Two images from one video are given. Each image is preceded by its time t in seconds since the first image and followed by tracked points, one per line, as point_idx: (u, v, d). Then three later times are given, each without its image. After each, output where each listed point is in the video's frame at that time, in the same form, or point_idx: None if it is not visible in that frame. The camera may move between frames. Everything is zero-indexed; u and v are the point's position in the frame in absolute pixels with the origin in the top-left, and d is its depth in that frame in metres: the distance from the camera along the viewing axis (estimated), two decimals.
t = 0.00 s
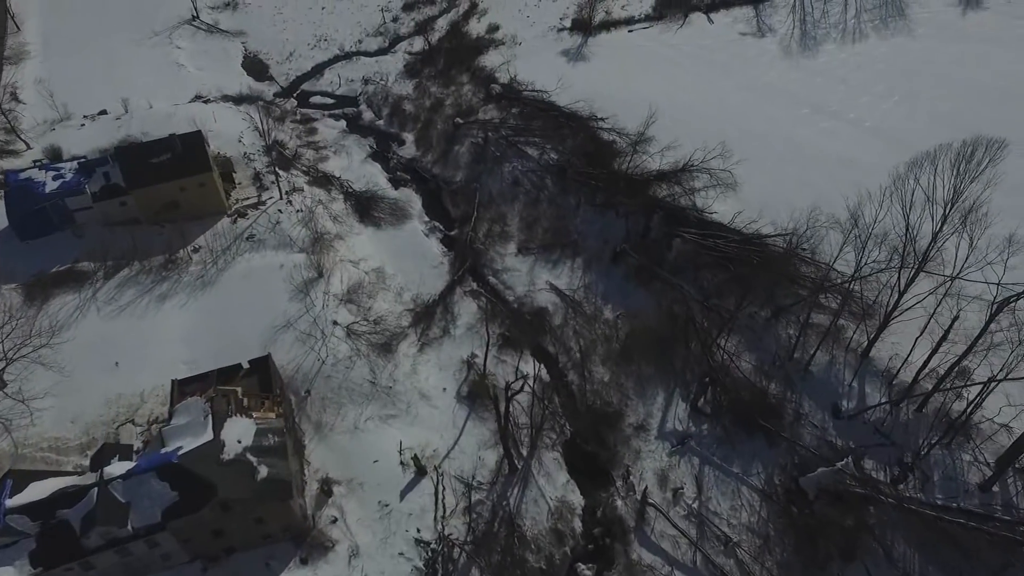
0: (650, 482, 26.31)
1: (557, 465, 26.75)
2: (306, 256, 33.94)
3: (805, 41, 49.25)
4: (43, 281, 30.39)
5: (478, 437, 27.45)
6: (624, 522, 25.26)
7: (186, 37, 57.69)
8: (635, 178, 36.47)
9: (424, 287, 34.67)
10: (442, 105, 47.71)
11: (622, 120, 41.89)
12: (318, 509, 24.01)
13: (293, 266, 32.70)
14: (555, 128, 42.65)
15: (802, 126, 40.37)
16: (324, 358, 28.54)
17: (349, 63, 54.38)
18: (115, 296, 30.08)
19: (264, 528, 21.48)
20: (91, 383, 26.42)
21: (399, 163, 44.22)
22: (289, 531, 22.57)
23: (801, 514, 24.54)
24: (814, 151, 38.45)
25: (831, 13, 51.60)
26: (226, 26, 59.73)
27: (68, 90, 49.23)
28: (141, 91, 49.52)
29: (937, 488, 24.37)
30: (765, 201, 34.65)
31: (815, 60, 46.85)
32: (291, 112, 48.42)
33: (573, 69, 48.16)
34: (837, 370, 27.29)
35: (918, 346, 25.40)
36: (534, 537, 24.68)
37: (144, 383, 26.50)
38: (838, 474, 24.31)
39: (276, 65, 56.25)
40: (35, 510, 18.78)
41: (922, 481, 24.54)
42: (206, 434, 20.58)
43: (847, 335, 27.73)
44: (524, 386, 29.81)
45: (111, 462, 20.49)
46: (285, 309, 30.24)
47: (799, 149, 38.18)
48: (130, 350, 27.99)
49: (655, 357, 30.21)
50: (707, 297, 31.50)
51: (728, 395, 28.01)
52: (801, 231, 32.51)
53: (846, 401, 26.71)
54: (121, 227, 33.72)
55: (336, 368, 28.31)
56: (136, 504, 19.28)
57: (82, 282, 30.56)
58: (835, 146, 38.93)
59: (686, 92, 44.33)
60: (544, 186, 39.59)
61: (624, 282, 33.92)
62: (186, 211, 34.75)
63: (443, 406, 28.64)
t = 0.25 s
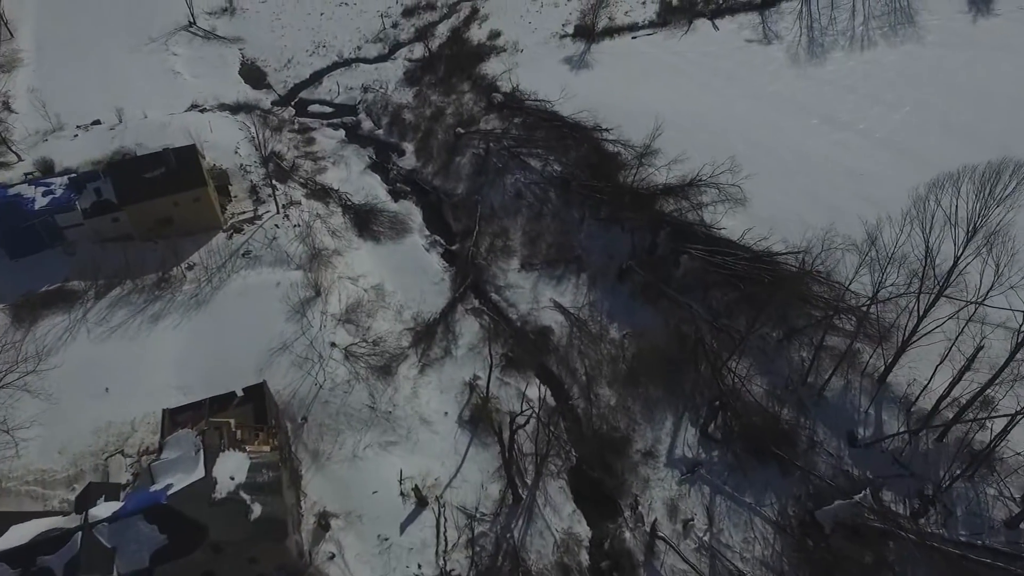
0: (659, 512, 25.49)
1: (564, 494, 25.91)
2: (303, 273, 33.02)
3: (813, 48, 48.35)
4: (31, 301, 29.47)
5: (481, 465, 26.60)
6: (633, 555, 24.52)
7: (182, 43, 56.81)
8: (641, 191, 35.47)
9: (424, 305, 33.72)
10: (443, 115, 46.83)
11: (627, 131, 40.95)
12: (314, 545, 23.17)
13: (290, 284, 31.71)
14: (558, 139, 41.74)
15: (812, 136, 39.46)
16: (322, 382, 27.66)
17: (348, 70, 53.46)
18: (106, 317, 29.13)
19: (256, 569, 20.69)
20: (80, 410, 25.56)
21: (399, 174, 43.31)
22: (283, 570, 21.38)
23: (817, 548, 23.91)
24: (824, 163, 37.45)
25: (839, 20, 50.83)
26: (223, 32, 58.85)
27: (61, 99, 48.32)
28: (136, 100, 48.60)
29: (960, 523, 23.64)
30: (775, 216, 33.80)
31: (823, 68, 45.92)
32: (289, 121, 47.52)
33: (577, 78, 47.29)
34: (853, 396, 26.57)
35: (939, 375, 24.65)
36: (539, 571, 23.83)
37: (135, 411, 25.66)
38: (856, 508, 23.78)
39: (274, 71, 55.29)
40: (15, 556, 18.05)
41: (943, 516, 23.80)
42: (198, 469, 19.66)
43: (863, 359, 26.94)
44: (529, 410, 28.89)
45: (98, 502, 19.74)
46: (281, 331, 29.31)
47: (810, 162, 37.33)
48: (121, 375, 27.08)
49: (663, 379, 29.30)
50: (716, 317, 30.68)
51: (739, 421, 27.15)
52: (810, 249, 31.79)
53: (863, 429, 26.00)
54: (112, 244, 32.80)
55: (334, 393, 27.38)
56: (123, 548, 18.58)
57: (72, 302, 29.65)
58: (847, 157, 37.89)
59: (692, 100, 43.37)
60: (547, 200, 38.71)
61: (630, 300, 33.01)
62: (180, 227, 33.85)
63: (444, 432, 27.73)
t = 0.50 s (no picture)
0: (670, 546, 24.65)
1: (570, 526, 25.08)
2: (300, 291, 32.07)
3: (822, 56, 47.46)
4: (19, 323, 28.53)
5: (485, 495, 25.72)
6: None
7: (178, 50, 55.84)
8: (648, 206, 34.51)
9: (425, 323, 32.78)
10: (444, 124, 45.95)
11: (632, 141, 39.93)
12: None
13: (287, 304, 30.78)
14: (562, 151, 40.81)
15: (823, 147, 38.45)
16: (320, 408, 26.79)
17: (348, 77, 52.56)
18: (97, 340, 28.23)
19: None
20: (68, 440, 24.71)
21: (399, 186, 42.38)
22: None
23: None
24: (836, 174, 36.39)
25: (847, 26, 50.15)
26: (221, 39, 57.98)
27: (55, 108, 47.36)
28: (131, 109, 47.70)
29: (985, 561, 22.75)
30: (786, 234, 32.93)
31: (831, 77, 44.95)
32: (287, 131, 46.61)
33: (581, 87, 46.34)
34: (871, 424, 25.72)
35: (963, 406, 23.77)
36: None
37: (125, 440, 24.80)
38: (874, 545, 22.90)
39: (272, 79, 54.36)
40: None
41: (968, 554, 22.93)
42: (188, 510, 18.87)
43: (881, 386, 26.10)
44: (533, 436, 27.96)
45: (81, 549, 18.81)
46: (278, 354, 28.39)
47: (821, 174, 36.33)
48: (112, 401, 26.20)
49: (672, 404, 28.38)
50: (726, 338, 29.75)
51: (752, 448, 26.18)
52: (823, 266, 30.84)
53: (881, 459, 25.19)
54: (104, 262, 31.87)
55: (332, 421, 26.51)
56: None
57: (61, 324, 28.73)
58: (858, 169, 36.83)
59: (698, 109, 42.33)
60: (551, 214, 37.80)
61: (637, 319, 32.08)
62: (174, 243, 32.89)
63: (446, 459, 26.79)
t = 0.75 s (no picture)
0: None
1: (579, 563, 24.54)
2: (298, 311, 31.16)
3: (830, 64, 46.52)
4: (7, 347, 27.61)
5: (489, 529, 25.00)
6: None
7: (175, 57, 54.94)
8: (655, 222, 33.58)
9: (426, 344, 31.86)
10: (445, 135, 45.04)
11: (639, 154, 39.10)
12: None
13: (284, 324, 29.78)
14: (566, 163, 39.92)
15: (835, 162, 37.72)
16: (318, 436, 25.90)
17: (347, 85, 51.62)
18: (87, 365, 27.32)
19: None
20: (59, 474, 24.05)
21: (399, 198, 41.47)
22: None
23: None
24: (848, 191, 35.88)
25: (856, 33, 49.28)
26: (218, 45, 57.06)
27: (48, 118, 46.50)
28: (126, 120, 46.80)
29: None
30: (799, 252, 32.11)
31: (841, 86, 44.02)
32: (285, 141, 45.71)
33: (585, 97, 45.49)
34: (891, 455, 25.28)
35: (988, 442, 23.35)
36: None
37: (117, 473, 24.21)
38: None
39: (270, 87, 53.39)
40: None
41: None
42: (178, 559, 18.22)
43: (900, 415, 25.68)
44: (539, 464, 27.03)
45: None
46: (274, 379, 27.45)
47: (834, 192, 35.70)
48: (102, 430, 25.42)
49: (682, 430, 27.43)
50: (738, 361, 28.89)
51: (766, 480, 25.47)
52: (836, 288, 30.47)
53: (901, 492, 24.74)
54: (96, 281, 30.91)
55: (330, 450, 25.63)
56: None
57: (50, 348, 27.78)
58: (871, 184, 36.26)
59: (706, 122, 41.63)
60: (556, 229, 36.89)
61: (644, 339, 31.15)
62: (168, 261, 31.94)
63: (448, 489, 25.91)
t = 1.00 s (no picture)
0: None
1: None
2: (297, 332, 30.26)
3: (841, 72, 45.52)
4: None
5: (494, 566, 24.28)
6: None
7: (172, 63, 54.00)
8: (664, 238, 32.52)
9: (427, 365, 30.88)
10: (446, 145, 44.08)
11: (646, 167, 38.14)
12: None
13: (279, 347, 28.70)
14: (570, 176, 39.00)
15: (848, 175, 36.66)
16: (315, 465, 25.04)
17: (346, 93, 50.66)
18: (76, 391, 26.27)
19: None
20: (45, 510, 23.16)
21: (400, 211, 40.49)
22: None
23: None
24: (861, 207, 34.91)
25: (866, 41, 48.33)
26: (216, 51, 56.11)
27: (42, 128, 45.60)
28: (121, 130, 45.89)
29: None
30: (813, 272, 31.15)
31: (852, 96, 42.97)
32: (283, 152, 44.76)
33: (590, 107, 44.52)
34: (914, 490, 24.59)
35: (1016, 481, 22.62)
36: None
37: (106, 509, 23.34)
38: None
39: (268, 95, 52.45)
40: None
41: None
42: None
43: (924, 446, 25.06)
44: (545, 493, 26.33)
45: None
46: (270, 406, 26.46)
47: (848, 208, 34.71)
48: (91, 462, 24.47)
49: (693, 458, 26.76)
50: (750, 386, 28.17)
51: (782, 514, 24.72)
52: (851, 311, 29.59)
53: (923, 529, 24.06)
54: (86, 301, 29.96)
55: (327, 481, 24.77)
56: None
57: (37, 373, 26.80)
58: (886, 198, 35.23)
59: (714, 133, 40.62)
60: (560, 244, 35.92)
61: (653, 361, 30.24)
62: (162, 280, 30.95)
63: (450, 522, 25.09)
